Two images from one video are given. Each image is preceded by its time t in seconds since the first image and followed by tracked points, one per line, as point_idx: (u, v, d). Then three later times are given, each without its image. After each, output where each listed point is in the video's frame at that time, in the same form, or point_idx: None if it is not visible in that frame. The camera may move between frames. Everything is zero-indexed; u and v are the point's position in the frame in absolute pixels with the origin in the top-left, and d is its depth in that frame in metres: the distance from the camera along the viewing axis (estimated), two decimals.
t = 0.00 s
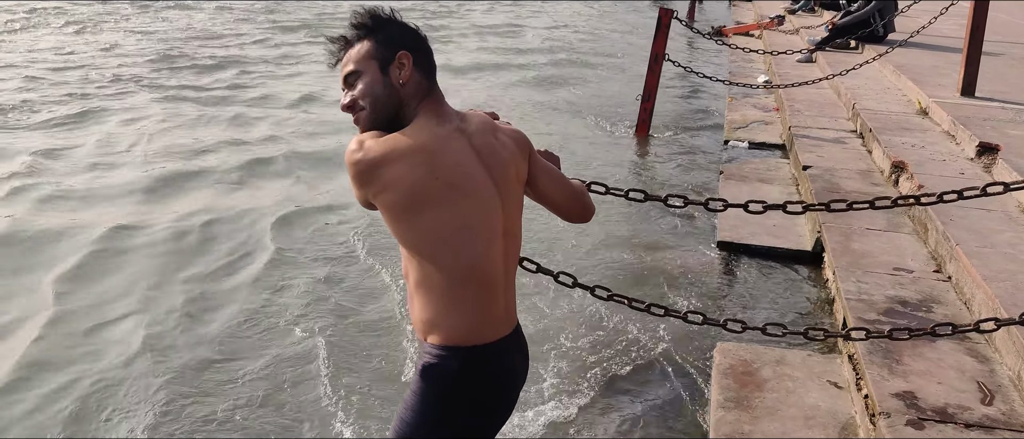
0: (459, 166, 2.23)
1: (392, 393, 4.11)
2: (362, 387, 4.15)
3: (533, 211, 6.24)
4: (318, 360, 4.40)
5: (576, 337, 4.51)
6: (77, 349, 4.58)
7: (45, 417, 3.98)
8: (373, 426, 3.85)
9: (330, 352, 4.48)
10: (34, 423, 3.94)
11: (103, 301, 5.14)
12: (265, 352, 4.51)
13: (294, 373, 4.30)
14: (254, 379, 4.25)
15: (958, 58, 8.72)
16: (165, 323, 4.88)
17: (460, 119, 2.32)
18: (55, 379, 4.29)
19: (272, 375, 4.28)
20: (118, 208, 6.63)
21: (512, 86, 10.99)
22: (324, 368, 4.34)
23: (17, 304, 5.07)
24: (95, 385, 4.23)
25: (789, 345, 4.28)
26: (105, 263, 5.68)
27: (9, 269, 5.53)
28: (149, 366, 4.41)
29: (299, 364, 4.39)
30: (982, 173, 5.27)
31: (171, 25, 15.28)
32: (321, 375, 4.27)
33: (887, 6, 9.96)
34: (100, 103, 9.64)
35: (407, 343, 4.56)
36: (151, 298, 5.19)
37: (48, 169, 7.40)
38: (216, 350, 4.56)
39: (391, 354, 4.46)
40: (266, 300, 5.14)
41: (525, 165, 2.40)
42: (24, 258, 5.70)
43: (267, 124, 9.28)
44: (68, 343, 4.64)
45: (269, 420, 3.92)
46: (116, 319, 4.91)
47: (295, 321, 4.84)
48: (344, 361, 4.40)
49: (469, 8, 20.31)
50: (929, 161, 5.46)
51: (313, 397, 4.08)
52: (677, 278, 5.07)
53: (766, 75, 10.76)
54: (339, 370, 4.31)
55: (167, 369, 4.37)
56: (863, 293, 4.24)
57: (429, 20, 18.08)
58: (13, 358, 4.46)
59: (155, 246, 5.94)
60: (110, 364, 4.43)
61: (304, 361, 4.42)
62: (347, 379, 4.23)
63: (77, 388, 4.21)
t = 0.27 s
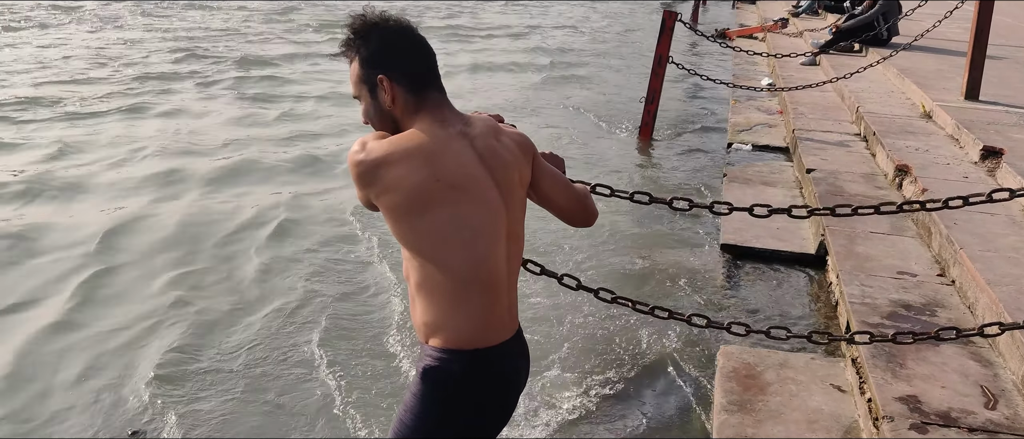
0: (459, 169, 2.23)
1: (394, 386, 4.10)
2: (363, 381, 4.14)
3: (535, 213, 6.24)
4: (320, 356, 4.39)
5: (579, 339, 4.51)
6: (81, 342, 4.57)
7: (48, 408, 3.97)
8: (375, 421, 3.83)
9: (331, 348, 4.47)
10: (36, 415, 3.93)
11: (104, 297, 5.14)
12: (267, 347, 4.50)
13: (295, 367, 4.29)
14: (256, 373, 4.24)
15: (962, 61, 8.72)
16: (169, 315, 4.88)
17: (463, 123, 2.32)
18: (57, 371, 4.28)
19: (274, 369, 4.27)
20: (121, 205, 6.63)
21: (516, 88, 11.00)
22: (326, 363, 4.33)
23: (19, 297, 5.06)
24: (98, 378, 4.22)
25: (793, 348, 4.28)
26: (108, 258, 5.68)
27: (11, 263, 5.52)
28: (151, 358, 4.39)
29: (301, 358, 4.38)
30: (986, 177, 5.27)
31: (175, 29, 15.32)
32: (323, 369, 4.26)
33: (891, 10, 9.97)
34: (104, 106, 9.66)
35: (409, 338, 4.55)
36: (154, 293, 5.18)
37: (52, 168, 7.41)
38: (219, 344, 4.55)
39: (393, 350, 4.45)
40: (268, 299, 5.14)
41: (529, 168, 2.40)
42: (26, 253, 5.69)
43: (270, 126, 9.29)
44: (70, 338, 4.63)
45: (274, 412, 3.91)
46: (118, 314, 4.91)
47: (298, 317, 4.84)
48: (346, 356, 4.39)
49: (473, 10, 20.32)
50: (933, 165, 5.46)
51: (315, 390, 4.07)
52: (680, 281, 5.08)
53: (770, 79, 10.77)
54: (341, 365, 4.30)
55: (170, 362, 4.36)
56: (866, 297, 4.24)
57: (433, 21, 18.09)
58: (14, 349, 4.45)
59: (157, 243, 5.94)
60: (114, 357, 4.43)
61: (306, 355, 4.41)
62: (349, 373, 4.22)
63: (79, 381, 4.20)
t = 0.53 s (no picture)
0: (461, 174, 2.24)
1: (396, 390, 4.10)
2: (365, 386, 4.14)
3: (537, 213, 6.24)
4: (322, 359, 4.40)
5: (581, 340, 4.51)
6: (83, 340, 4.56)
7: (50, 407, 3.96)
8: (377, 425, 3.83)
9: (334, 352, 4.48)
10: (38, 413, 3.92)
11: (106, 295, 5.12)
12: (269, 350, 4.50)
13: (297, 371, 4.30)
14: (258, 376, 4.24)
15: (964, 65, 8.71)
16: (172, 315, 4.87)
17: (465, 129, 2.32)
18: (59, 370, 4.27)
19: (276, 372, 4.27)
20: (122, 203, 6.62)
21: (518, 89, 11.00)
22: (329, 367, 4.33)
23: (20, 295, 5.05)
24: (101, 378, 4.21)
25: (794, 351, 4.27)
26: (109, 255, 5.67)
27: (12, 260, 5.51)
28: (154, 359, 4.39)
29: (303, 362, 4.38)
30: (989, 180, 5.26)
31: (178, 26, 15.32)
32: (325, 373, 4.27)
33: (894, 13, 9.96)
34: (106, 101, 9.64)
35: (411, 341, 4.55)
36: (156, 292, 5.18)
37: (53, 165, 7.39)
38: (222, 346, 4.54)
39: (395, 352, 4.45)
40: (270, 299, 5.13)
41: (530, 174, 2.40)
42: (27, 249, 5.67)
43: (272, 125, 9.28)
44: (71, 333, 4.62)
45: (277, 417, 3.90)
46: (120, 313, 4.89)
47: (300, 320, 4.84)
48: (348, 360, 4.39)
49: (475, 10, 20.32)
50: (936, 168, 5.46)
51: (317, 396, 4.07)
52: (681, 283, 5.07)
53: (772, 81, 10.76)
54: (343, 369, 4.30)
55: (174, 364, 4.35)
56: (868, 300, 4.24)
57: (435, 21, 18.08)
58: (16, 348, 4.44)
59: (159, 241, 5.93)
60: (116, 356, 4.42)
61: (308, 359, 4.41)
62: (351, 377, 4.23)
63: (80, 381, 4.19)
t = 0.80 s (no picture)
0: (463, 180, 2.23)
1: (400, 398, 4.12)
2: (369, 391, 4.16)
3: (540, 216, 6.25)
4: (325, 366, 4.41)
5: (584, 343, 4.51)
6: (89, 353, 4.60)
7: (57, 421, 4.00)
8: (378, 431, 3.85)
9: (339, 356, 4.50)
10: (45, 427, 3.96)
11: (111, 305, 5.17)
12: (274, 356, 4.53)
13: (301, 377, 4.32)
14: (263, 384, 4.26)
15: (969, 67, 8.70)
16: (177, 327, 4.90)
17: (468, 136, 2.32)
18: (65, 383, 4.32)
19: (279, 379, 4.30)
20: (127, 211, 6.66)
21: (521, 90, 11.00)
22: (332, 373, 4.35)
23: (27, 309, 5.09)
24: (107, 390, 4.24)
25: (797, 353, 4.27)
26: (114, 268, 5.72)
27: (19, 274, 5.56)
28: (159, 371, 4.42)
29: (307, 369, 4.40)
30: (993, 183, 5.25)
31: (182, 26, 15.33)
32: (327, 380, 4.28)
33: (898, 14, 9.95)
34: (111, 107, 9.68)
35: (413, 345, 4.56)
36: (160, 302, 5.21)
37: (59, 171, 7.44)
38: (226, 355, 4.57)
39: (398, 357, 4.47)
40: (274, 305, 5.15)
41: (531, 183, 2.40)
42: (34, 264, 5.73)
43: (276, 127, 9.30)
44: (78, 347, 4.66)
45: (281, 426, 3.93)
46: (125, 324, 4.93)
47: (303, 325, 4.86)
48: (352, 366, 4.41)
49: (479, 9, 20.32)
50: (940, 170, 5.45)
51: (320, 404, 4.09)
52: (684, 285, 5.07)
53: (776, 82, 10.76)
54: (346, 375, 4.32)
55: (180, 374, 4.38)
56: (872, 302, 4.23)
57: (439, 22, 18.09)
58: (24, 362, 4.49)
59: (163, 252, 5.97)
60: (122, 369, 4.46)
61: (311, 365, 4.43)
62: (355, 382, 4.25)
63: (85, 392, 4.23)
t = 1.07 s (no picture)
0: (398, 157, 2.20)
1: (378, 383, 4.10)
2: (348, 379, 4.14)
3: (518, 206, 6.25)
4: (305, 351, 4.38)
5: (563, 331, 4.52)
6: (66, 345, 4.54)
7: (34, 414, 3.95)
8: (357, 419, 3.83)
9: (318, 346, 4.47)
10: (22, 420, 3.90)
11: (88, 295, 5.11)
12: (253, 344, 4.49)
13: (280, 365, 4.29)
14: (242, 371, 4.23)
15: (942, 49, 8.76)
16: (155, 315, 4.84)
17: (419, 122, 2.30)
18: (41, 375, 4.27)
19: (259, 367, 4.27)
20: (103, 204, 6.59)
21: (499, 81, 11.00)
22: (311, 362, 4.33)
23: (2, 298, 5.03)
24: (85, 382, 4.19)
25: (773, 337, 4.30)
26: (90, 254, 5.65)
27: None
28: (137, 360, 4.37)
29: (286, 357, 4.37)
30: (966, 164, 5.29)
31: (157, 22, 15.21)
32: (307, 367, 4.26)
33: None
34: (85, 103, 9.58)
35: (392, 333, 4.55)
36: (137, 293, 5.16)
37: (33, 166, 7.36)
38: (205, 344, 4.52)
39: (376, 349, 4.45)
40: (253, 295, 5.12)
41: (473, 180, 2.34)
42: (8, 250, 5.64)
43: (253, 121, 9.24)
44: (54, 341, 4.60)
45: (260, 412, 3.89)
46: (103, 316, 4.88)
47: (282, 315, 4.83)
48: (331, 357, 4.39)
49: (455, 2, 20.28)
50: (913, 153, 5.49)
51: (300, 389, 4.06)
52: (662, 272, 5.08)
53: (752, 69, 10.81)
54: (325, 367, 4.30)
55: (157, 363, 4.34)
56: (847, 285, 4.26)
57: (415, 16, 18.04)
58: None
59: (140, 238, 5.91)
60: (100, 360, 4.40)
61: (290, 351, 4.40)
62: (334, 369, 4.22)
63: (61, 384, 4.18)
